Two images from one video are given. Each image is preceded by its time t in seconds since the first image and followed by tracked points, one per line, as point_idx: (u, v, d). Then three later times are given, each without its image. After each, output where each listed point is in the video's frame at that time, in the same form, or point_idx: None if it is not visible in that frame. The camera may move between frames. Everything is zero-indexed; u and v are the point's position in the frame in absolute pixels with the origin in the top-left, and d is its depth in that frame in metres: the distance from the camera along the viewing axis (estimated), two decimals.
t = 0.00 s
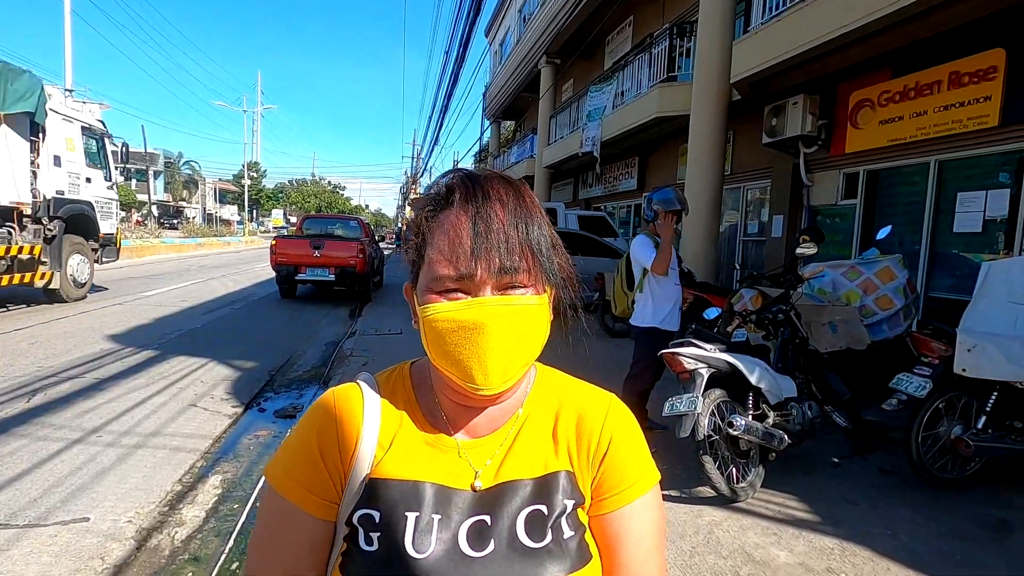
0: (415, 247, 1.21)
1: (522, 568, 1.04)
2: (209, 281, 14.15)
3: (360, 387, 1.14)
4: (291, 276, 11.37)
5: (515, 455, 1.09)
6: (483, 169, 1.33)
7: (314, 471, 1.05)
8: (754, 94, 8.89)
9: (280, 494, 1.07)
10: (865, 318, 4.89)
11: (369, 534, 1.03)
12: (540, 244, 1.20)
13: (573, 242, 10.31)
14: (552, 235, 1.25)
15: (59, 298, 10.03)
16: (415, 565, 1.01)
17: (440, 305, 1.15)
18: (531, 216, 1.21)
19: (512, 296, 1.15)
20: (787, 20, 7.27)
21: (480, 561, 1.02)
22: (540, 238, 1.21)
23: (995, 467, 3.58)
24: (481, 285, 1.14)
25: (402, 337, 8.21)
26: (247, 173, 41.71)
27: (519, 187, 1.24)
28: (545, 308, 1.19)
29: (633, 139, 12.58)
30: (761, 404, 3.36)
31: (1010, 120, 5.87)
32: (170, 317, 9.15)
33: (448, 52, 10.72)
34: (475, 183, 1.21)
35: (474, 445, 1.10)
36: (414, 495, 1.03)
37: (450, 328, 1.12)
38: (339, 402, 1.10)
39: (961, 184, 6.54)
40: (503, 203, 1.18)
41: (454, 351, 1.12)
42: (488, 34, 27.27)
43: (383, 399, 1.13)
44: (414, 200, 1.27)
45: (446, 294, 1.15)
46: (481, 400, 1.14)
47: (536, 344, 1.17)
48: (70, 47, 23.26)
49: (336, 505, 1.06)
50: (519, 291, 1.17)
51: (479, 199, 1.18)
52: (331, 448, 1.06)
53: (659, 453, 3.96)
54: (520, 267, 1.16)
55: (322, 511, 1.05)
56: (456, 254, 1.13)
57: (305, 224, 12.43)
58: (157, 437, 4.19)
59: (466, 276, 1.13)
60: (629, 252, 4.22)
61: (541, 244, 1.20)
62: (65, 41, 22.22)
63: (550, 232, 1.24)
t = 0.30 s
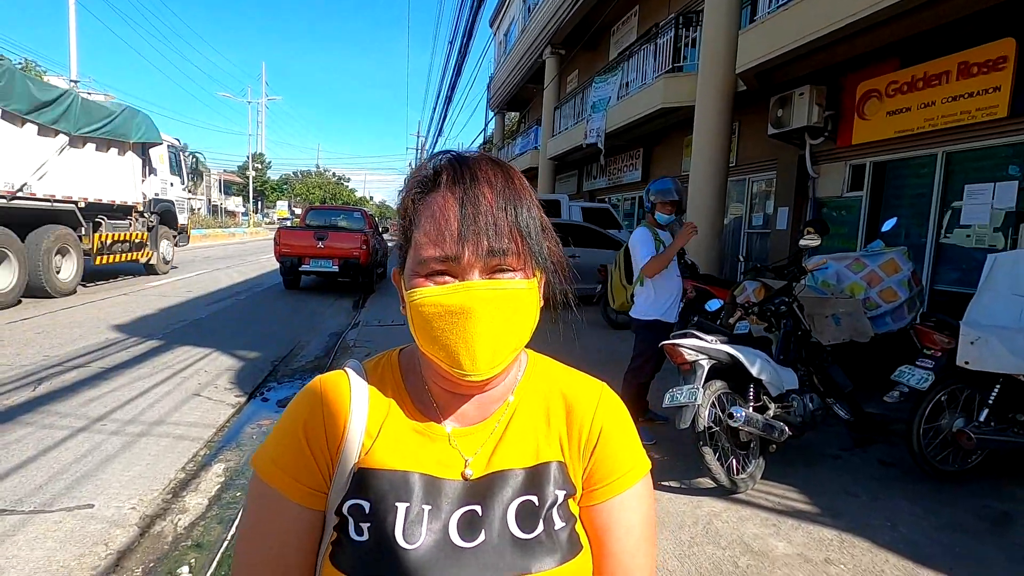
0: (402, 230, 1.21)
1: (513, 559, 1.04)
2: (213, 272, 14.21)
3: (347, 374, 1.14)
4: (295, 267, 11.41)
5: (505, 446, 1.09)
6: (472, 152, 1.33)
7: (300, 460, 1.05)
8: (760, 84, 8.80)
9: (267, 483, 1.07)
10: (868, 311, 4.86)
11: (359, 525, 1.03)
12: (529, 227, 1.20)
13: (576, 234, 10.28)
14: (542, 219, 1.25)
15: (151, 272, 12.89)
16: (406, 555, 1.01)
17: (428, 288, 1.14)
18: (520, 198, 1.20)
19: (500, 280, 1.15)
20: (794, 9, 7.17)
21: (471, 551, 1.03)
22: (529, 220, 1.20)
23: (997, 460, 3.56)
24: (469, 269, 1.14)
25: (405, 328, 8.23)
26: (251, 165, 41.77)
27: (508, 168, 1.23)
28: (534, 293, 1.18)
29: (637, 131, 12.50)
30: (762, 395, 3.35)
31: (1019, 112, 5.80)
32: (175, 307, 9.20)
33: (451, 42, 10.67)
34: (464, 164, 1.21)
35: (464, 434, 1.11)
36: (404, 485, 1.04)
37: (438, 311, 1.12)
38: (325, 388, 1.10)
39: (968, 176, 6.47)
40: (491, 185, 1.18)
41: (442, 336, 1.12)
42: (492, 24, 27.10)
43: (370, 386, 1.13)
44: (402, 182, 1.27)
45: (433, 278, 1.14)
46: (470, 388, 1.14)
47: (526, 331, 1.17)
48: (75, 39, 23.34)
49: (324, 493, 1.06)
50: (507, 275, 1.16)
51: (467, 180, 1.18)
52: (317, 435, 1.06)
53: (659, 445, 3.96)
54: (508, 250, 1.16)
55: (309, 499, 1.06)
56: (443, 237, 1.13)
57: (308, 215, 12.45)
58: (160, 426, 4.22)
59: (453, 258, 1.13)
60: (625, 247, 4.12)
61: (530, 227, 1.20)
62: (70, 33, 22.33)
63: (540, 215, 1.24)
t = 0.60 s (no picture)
0: (387, 222, 1.22)
1: (499, 554, 1.03)
2: (220, 273, 14.29)
3: (333, 366, 1.16)
4: (301, 268, 11.44)
5: (492, 440, 1.09)
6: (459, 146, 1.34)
7: (281, 450, 1.07)
8: (765, 85, 8.77)
9: (248, 473, 1.08)
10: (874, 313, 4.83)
11: (340, 515, 1.04)
12: (514, 219, 1.21)
13: (581, 236, 10.27)
14: (528, 212, 1.25)
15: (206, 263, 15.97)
16: (387, 546, 1.01)
17: (411, 280, 1.14)
18: (505, 190, 1.21)
19: (484, 272, 1.15)
20: (800, 9, 7.14)
21: (455, 544, 1.03)
22: (514, 213, 1.21)
23: (1005, 463, 3.52)
24: (453, 260, 1.14)
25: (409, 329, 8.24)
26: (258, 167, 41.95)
27: (494, 161, 1.24)
28: (520, 286, 1.18)
29: (642, 132, 12.48)
30: (766, 397, 3.33)
31: None
32: (181, 308, 9.26)
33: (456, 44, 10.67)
34: (449, 156, 1.22)
35: (451, 427, 1.11)
36: (389, 476, 1.04)
37: (421, 301, 1.11)
38: (308, 380, 1.12)
39: (976, 177, 6.42)
40: (476, 177, 1.19)
41: (425, 327, 1.11)
42: (497, 26, 27.12)
43: (354, 378, 1.14)
44: (388, 175, 1.28)
45: (415, 269, 1.14)
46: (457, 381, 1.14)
47: (512, 323, 1.16)
48: (83, 42, 23.54)
49: (304, 482, 1.07)
50: (492, 266, 1.16)
51: (452, 172, 1.19)
52: (297, 424, 1.08)
53: (662, 447, 3.95)
54: (492, 242, 1.16)
55: (289, 488, 1.07)
56: (426, 227, 1.14)
57: (314, 217, 12.50)
58: (165, 425, 4.24)
59: (437, 249, 1.13)
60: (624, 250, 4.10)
61: (515, 219, 1.21)
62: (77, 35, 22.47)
63: (526, 208, 1.24)
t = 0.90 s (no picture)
0: (369, 225, 1.23)
1: (470, 564, 0.99)
2: (221, 275, 14.34)
3: (313, 379, 1.20)
4: (302, 270, 11.47)
5: (467, 449, 1.08)
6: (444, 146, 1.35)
7: (259, 462, 1.11)
8: (766, 87, 8.77)
9: (230, 483, 1.13)
10: (874, 314, 4.83)
11: (308, 526, 1.05)
12: (498, 218, 1.21)
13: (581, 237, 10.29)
14: (512, 210, 1.26)
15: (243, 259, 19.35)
16: (354, 555, 1.01)
17: (393, 280, 1.16)
18: (489, 189, 1.22)
19: (465, 272, 1.16)
20: (801, 11, 7.15)
21: (424, 554, 1.00)
22: (499, 211, 1.22)
23: (1005, 464, 3.52)
24: (434, 261, 1.15)
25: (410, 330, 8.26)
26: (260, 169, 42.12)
27: (477, 161, 1.26)
28: (505, 285, 1.19)
29: (643, 134, 12.50)
30: (766, 399, 3.34)
31: None
32: (183, 309, 9.30)
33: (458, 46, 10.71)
34: (433, 157, 1.23)
35: (426, 435, 1.11)
36: (365, 487, 1.05)
37: (404, 302, 1.14)
38: (286, 393, 1.17)
39: (978, 178, 6.42)
40: (458, 177, 1.20)
41: (406, 327, 1.14)
42: (499, 28, 27.19)
43: (331, 391, 1.17)
44: (371, 177, 1.29)
45: (400, 271, 1.16)
46: (434, 390, 1.15)
47: (496, 327, 1.18)
48: (85, 45, 23.70)
49: (281, 492, 1.11)
50: (473, 268, 1.18)
51: (435, 172, 1.20)
52: (273, 436, 1.12)
53: (661, 448, 3.96)
54: (474, 241, 1.17)
55: (268, 499, 1.11)
56: (408, 227, 1.15)
57: (315, 218, 12.55)
58: (167, 426, 4.26)
59: (419, 249, 1.15)
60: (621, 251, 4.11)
61: (499, 217, 1.21)
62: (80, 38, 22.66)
63: (510, 207, 1.25)
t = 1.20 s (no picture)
0: (356, 241, 1.30)
1: (435, 565, 1.06)
2: (223, 275, 14.42)
3: (305, 386, 1.26)
4: (303, 271, 11.54)
5: (442, 456, 1.15)
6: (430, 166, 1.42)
7: (251, 465, 1.16)
8: (763, 90, 8.84)
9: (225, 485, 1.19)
10: (867, 316, 4.90)
11: (291, 525, 1.11)
12: (476, 239, 1.29)
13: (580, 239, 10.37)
14: (490, 232, 1.34)
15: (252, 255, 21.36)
16: (331, 554, 1.07)
17: (377, 295, 1.24)
18: (469, 212, 1.30)
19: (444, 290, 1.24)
20: (798, 15, 7.22)
21: (394, 555, 1.06)
22: (477, 233, 1.30)
23: (994, 465, 3.59)
24: (416, 278, 1.23)
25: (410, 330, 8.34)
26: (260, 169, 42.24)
27: (460, 185, 1.33)
28: (482, 302, 1.28)
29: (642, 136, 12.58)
30: (758, 400, 3.42)
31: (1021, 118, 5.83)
32: (186, 310, 9.39)
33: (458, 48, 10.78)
34: (418, 179, 1.30)
35: (406, 443, 1.17)
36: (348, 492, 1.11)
37: (387, 316, 1.22)
38: (282, 400, 1.23)
39: (973, 182, 6.49)
40: (441, 200, 1.27)
41: (388, 340, 1.22)
42: (499, 29, 27.27)
43: (321, 398, 1.23)
44: (359, 194, 1.36)
45: (383, 287, 1.23)
46: (417, 399, 1.22)
47: (472, 342, 1.26)
48: (87, 46, 23.82)
49: (272, 494, 1.16)
50: (451, 285, 1.25)
51: (419, 194, 1.27)
52: (267, 440, 1.18)
53: (656, 448, 4.04)
54: (454, 260, 1.24)
55: (261, 499, 1.16)
56: (393, 246, 1.22)
57: (316, 219, 12.63)
58: (171, 426, 4.34)
59: (402, 266, 1.22)
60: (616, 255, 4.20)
61: (477, 239, 1.29)
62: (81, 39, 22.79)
63: (487, 229, 1.33)
